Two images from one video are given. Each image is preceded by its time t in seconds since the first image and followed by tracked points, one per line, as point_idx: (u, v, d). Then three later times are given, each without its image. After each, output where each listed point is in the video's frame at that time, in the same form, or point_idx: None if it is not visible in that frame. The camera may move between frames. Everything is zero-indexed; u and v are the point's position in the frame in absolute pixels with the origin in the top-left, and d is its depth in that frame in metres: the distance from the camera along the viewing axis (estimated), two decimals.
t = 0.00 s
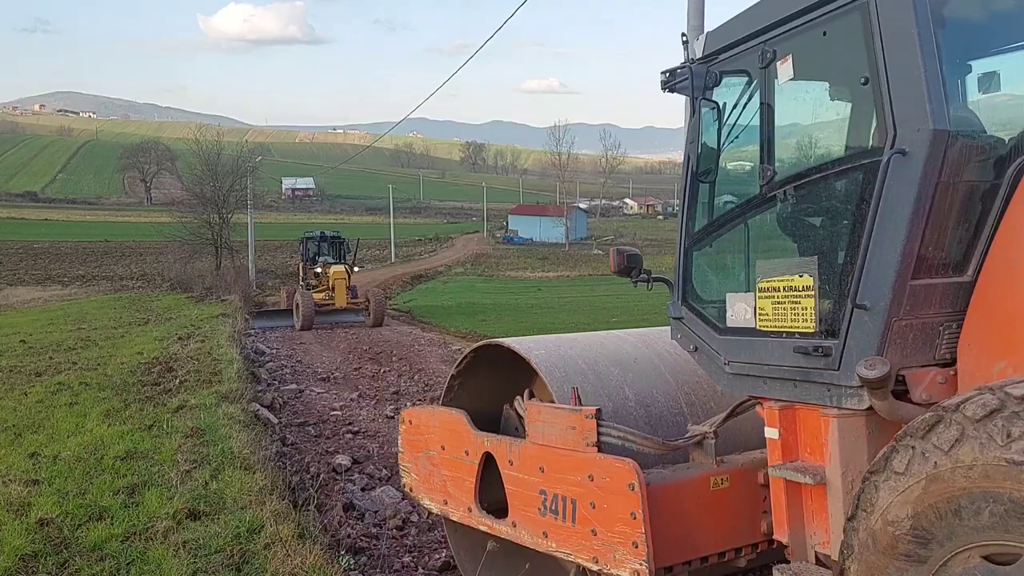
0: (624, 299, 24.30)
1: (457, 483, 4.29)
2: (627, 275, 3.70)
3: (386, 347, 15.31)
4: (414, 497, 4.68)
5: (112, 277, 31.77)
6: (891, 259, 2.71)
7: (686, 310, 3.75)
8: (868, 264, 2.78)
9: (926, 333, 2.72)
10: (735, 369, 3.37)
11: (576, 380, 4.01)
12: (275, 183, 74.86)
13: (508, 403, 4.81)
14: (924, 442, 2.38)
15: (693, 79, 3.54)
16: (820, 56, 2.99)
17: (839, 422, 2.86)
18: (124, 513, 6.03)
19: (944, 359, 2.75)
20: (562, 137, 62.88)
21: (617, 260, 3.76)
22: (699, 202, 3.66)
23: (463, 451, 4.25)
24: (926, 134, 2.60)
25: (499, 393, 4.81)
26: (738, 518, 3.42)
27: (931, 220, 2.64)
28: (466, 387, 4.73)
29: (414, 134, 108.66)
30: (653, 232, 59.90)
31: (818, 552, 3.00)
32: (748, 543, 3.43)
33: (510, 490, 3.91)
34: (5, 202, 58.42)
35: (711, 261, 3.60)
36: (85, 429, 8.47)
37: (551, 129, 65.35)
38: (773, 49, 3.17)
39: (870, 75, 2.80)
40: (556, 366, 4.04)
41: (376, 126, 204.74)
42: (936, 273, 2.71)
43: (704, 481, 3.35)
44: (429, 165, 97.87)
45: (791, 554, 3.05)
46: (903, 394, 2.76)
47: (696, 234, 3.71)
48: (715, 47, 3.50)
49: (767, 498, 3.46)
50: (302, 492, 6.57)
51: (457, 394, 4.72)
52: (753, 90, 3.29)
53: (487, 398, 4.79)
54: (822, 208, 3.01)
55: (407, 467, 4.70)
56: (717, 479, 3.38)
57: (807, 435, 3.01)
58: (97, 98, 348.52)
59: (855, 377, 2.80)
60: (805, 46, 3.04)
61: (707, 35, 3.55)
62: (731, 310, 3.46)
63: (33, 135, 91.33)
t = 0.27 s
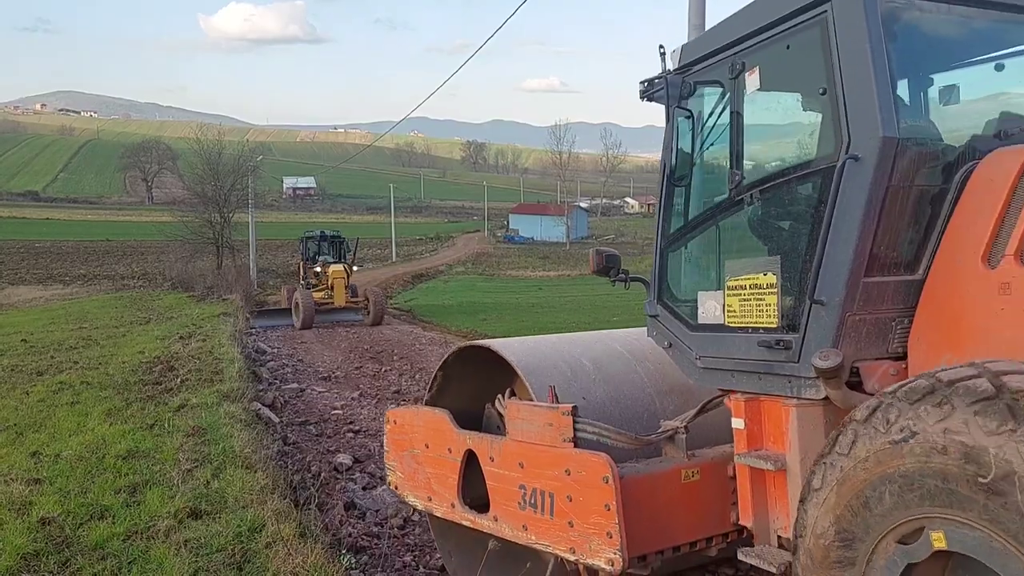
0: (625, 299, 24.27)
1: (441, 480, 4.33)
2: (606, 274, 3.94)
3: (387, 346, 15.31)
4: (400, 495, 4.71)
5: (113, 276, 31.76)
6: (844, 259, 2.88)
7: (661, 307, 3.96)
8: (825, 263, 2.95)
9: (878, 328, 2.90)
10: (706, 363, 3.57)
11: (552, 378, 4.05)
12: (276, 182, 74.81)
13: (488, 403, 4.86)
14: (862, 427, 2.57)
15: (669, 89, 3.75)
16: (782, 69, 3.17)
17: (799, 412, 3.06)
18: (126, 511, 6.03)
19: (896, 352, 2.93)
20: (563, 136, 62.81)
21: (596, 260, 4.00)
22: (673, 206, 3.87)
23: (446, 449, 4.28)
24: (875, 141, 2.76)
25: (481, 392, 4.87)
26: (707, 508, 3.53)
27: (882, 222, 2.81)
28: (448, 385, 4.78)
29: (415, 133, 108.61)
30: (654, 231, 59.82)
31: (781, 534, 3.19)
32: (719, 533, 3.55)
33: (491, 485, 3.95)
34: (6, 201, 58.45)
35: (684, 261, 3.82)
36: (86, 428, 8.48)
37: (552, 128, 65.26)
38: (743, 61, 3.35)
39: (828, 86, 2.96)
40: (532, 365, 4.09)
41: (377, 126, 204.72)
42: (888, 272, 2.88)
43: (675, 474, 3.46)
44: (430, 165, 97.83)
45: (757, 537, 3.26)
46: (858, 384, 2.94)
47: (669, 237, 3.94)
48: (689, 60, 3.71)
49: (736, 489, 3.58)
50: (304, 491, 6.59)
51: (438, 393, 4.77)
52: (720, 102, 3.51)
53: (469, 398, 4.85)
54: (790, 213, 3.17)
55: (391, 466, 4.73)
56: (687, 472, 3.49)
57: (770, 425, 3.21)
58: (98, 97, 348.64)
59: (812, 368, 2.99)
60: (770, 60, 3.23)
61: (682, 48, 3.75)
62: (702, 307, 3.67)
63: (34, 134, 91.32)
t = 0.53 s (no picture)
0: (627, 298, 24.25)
1: (426, 474, 4.35)
2: (582, 275, 4.01)
3: (389, 345, 15.29)
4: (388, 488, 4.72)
5: (115, 275, 31.79)
6: (800, 261, 2.96)
7: (635, 308, 3.99)
8: (783, 264, 3.04)
9: (834, 326, 2.97)
10: (675, 360, 3.64)
11: (529, 375, 4.13)
12: (278, 181, 74.84)
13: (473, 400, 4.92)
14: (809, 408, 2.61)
15: (641, 98, 3.79)
16: (745, 81, 3.25)
17: (759, 405, 3.15)
18: (128, 510, 6.04)
19: (852, 349, 3.02)
20: (566, 135, 62.78)
21: (573, 262, 4.07)
22: (647, 212, 3.89)
23: (431, 444, 4.31)
24: (829, 150, 2.85)
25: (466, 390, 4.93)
26: (679, 500, 3.55)
27: (836, 225, 2.89)
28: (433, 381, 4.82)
29: (417, 132, 108.60)
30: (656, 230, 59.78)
31: (745, 523, 3.28)
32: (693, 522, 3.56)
33: (473, 477, 3.98)
34: (10, 200, 58.55)
35: (658, 264, 3.84)
36: (88, 428, 8.48)
37: (554, 127, 65.25)
38: (711, 71, 3.42)
39: (787, 97, 3.04)
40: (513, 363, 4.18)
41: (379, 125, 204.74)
42: (843, 273, 2.94)
43: (647, 466, 3.48)
44: (433, 164, 97.83)
45: (723, 526, 3.35)
46: (815, 380, 3.03)
47: (644, 239, 3.96)
48: (661, 70, 3.74)
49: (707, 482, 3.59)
50: (305, 490, 6.58)
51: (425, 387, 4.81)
52: (690, 111, 3.56)
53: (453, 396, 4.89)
54: (755, 216, 3.23)
55: (380, 460, 4.74)
56: (660, 464, 3.50)
57: (736, 418, 3.30)
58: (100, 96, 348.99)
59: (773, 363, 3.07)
60: (735, 72, 3.30)
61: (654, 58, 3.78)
62: (673, 307, 3.72)
63: (37, 133, 91.45)
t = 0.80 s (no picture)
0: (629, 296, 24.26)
1: (411, 472, 4.58)
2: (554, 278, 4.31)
3: (391, 344, 15.33)
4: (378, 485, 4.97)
5: (118, 274, 31.83)
6: (761, 263, 3.23)
7: (609, 307, 4.34)
8: (745, 265, 3.31)
9: (793, 325, 3.24)
10: (646, 358, 3.95)
11: (503, 377, 4.43)
12: (281, 180, 74.84)
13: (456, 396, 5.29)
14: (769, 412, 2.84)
15: (613, 105, 4.13)
16: (710, 93, 3.55)
17: (724, 402, 3.41)
18: (131, 508, 6.05)
19: (811, 348, 3.28)
20: (568, 133, 62.70)
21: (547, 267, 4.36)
22: (619, 215, 4.25)
23: (415, 443, 4.54)
24: (786, 158, 3.13)
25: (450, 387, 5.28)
26: (650, 494, 3.76)
27: (795, 228, 3.16)
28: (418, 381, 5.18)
29: (419, 131, 108.54)
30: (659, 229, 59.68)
31: (711, 516, 3.52)
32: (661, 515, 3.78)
33: (454, 476, 4.22)
34: (13, 199, 58.63)
35: (629, 265, 4.20)
36: (91, 425, 8.50)
37: (557, 125, 65.19)
38: (679, 82, 3.74)
39: (746, 108, 3.34)
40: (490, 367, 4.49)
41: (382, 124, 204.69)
42: (802, 275, 3.22)
43: (618, 463, 3.68)
44: (435, 163, 97.74)
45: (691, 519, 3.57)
46: (776, 377, 3.29)
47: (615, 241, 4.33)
48: (632, 79, 4.10)
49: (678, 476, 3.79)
50: (307, 489, 6.59)
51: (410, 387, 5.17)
52: (659, 119, 3.88)
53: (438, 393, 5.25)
54: (720, 220, 3.51)
55: (370, 458, 5.00)
56: (630, 461, 3.70)
57: (701, 416, 3.56)
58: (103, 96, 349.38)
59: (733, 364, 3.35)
60: (699, 82, 3.61)
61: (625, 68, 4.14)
62: (644, 307, 4.05)
63: (40, 132, 91.53)
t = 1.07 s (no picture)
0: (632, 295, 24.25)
1: (399, 467, 4.83)
2: (533, 276, 4.55)
3: (394, 342, 15.38)
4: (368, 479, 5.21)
5: (123, 272, 31.88)
6: (731, 264, 3.41)
7: (584, 307, 4.53)
8: (716, 267, 3.49)
9: (762, 324, 3.42)
10: (621, 357, 4.15)
11: (485, 375, 4.60)
12: (285, 178, 74.85)
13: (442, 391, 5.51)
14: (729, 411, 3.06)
15: (588, 112, 4.33)
16: (684, 101, 3.72)
17: (697, 397, 3.60)
18: (136, 507, 6.06)
19: (779, 346, 3.47)
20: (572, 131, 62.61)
21: (525, 265, 4.59)
22: (594, 216, 4.43)
23: (402, 439, 4.79)
24: (755, 164, 3.30)
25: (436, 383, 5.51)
26: (624, 486, 3.98)
27: (765, 231, 3.33)
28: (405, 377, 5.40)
29: (423, 129, 108.45)
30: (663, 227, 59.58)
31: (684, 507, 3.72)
32: (635, 509, 3.99)
33: (438, 471, 4.46)
34: (17, 197, 58.71)
35: (605, 266, 4.38)
36: (97, 424, 8.52)
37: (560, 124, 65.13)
38: (651, 89, 3.94)
39: (717, 115, 3.50)
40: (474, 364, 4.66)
41: (385, 122, 204.57)
42: (771, 276, 3.40)
43: (593, 458, 3.91)
44: (439, 161, 97.67)
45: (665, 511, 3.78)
46: (746, 374, 3.49)
47: (592, 241, 4.50)
48: (606, 86, 4.30)
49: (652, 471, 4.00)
50: (310, 487, 6.59)
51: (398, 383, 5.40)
52: (634, 124, 4.07)
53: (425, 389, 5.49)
54: (693, 223, 3.68)
55: (361, 453, 5.23)
56: (604, 456, 3.94)
57: (673, 412, 3.76)
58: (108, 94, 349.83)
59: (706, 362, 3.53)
60: (671, 91, 3.80)
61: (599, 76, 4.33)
62: (618, 307, 4.25)
63: (44, 131, 91.60)
